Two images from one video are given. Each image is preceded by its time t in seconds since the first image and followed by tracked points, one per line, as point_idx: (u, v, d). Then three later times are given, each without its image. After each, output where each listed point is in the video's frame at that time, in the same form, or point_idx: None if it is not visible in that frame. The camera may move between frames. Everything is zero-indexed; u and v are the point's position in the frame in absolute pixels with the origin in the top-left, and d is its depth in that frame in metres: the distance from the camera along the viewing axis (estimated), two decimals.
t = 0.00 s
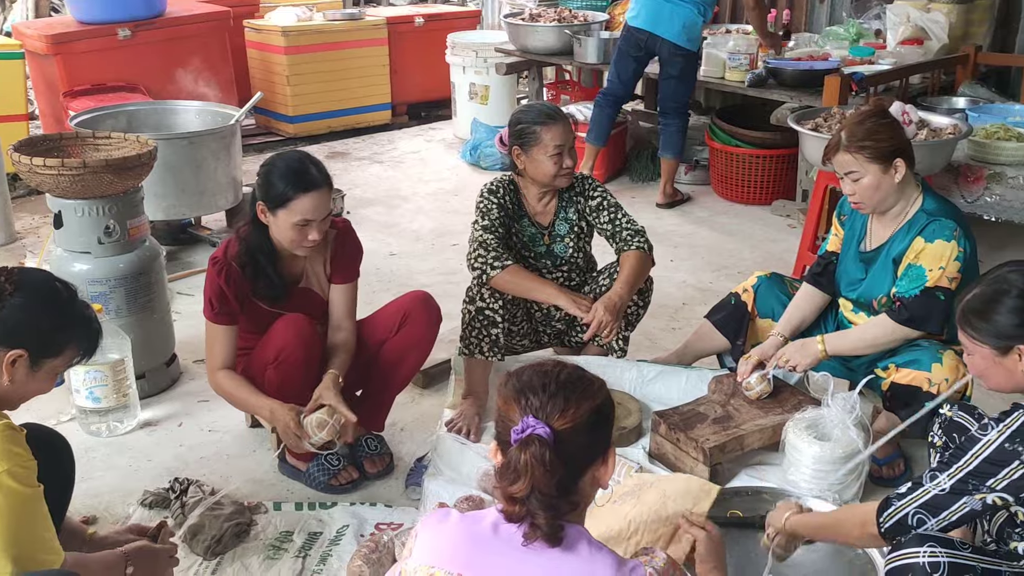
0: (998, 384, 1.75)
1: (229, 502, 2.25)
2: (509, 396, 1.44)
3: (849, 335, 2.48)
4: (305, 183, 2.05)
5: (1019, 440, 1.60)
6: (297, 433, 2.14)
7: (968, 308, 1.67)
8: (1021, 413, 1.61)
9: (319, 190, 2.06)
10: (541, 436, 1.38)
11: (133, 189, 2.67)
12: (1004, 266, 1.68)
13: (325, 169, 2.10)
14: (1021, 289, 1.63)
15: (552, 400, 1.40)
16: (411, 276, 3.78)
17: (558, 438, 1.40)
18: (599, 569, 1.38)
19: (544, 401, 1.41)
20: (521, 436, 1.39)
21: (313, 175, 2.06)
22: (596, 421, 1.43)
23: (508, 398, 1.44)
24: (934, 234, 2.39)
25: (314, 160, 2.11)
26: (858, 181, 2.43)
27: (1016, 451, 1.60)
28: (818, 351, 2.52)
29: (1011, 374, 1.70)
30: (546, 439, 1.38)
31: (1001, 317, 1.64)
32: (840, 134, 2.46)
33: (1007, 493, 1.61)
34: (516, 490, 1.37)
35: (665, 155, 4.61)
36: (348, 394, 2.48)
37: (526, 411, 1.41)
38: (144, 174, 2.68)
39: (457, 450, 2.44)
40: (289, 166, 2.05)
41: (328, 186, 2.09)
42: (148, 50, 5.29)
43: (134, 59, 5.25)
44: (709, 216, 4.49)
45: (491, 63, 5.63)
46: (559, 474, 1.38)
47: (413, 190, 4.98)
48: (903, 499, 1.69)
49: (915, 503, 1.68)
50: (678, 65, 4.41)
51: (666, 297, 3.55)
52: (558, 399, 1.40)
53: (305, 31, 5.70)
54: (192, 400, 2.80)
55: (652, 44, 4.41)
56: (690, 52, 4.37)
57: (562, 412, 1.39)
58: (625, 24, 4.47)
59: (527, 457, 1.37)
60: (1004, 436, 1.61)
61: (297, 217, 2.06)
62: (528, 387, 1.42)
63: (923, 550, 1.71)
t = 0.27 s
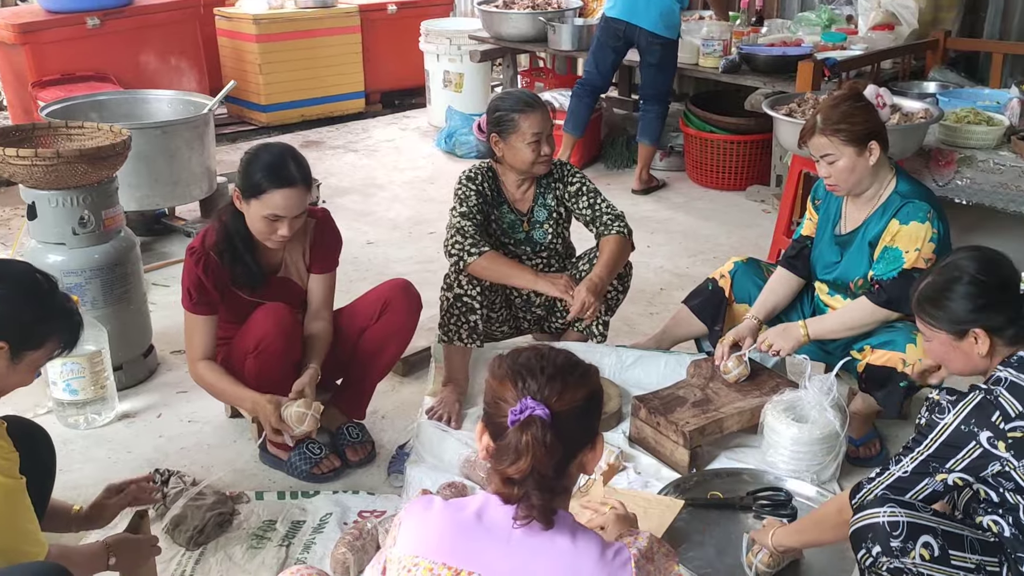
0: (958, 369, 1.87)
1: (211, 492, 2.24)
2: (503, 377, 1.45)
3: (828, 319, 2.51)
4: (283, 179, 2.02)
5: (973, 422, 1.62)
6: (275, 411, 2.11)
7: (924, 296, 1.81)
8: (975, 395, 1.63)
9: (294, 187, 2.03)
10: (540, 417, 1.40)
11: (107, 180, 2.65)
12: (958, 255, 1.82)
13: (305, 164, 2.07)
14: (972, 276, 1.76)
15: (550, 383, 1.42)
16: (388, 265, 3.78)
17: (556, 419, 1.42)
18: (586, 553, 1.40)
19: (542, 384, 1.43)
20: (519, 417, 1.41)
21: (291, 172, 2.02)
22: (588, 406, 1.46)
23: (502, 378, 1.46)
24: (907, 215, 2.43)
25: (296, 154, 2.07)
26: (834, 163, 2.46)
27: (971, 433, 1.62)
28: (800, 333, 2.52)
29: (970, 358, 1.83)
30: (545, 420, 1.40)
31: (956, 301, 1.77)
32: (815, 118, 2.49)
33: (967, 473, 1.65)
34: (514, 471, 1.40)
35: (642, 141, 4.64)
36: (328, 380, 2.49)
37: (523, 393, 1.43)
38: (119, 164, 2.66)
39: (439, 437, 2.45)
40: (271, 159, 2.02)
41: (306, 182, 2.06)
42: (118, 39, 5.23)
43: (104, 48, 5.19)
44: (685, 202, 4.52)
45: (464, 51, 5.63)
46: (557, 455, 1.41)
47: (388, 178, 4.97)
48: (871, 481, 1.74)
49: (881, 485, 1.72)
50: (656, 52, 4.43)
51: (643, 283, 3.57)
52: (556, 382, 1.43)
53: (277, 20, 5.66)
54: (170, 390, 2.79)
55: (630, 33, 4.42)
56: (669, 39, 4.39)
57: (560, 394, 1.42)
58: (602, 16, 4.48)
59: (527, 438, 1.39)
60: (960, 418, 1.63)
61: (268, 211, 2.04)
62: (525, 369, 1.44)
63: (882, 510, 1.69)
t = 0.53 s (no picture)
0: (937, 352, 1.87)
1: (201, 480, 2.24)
2: (497, 362, 1.45)
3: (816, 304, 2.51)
4: (271, 170, 2.00)
5: (976, 397, 1.67)
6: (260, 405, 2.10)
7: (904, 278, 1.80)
8: (975, 370, 1.68)
9: (282, 177, 2.01)
10: (534, 401, 1.39)
11: (91, 167, 2.62)
12: (936, 238, 1.81)
13: (293, 154, 2.05)
14: (952, 257, 1.76)
15: (542, 368, 1.42)
16: (374, 251, 3.77)
17: (548, 404, 1.42)
18: (577, 537, 1.40)
19: (535, 369, 1.42)
20: (512, 402, 1.39)
21: (280, 163, 2.00)
22: (580, 391, 1.47)
23: (495, 363, 1.45)
24: (895, 198, 2.45)
25: (284, 143, 2.05)
26: (822, 146, 2.47)
27: (974, 408, 1.68)
28: (790, 315, 2.52)
29: (951, 340, 1.82)
30: (538, 404, 1.39)
31: (935, 284, 1.76)
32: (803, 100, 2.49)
33: (970, 448, 1.72)
34: (508, 456, 1.39)
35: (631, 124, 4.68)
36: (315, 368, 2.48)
37: (516, 377, 1.42)
38: (102, 152, 2.64)
39: (429, 423, 2.46)
40: (259, 149, 2.00)
41: (294, 172, 2.04)
42: (97, 25, 5.17)
43: (82, 35, 5.13)
44: (670, 186, 4.53)
45: (447, 35, 5.60)
46: (552, 439, 1.41)
47: (373, 164, 4.95)
48: (876, 458, 1.80)
49: (886, 461, 1.79)
50: (645, 39, 4.44)
51: (630, 267, 3.58)
52: (548, 366, 1.43)
53: (258, 5, 5.61)
54: (158, 379, 2.78)
55: (620, 24, 4.42)
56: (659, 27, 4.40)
57: (552, 379, 1.42)
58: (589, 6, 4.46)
59: (522, 421, 1.38)
60: (964, 394, 1.68)
61: (254, 200, 2.02)
62: (518, 353, 1.44)
63: (867, 478, 1.74)
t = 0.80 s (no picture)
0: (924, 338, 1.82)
1: (190, 467, 2.22)
2: (488, 345, 1.40)
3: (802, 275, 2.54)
4: (261, 154, 1.97)
5: (969, 381, 1.69)
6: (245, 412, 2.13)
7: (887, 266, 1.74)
8: (967, 353, 1.71)
9: (271, 162, 1.98)
10: (528, 388, 1.35)
11: (74, 151, 2.59)
12: (918, 225, 1.76)
13: (283, 139, 2.02)
14: (935, 244, 1.70)
15: (535, 351, 1.38)
16: (360, 234, 3.74)
17: (542, 387, 1.37)
18: (570, 524, 1.39)
19: (528, 352, 1.38)
20: (506, 387, 1.35)
21: (269, 147, 1.97)
22: (574, 375, 1.42)
23: (486, 347, 1.40)
24: (884, 176, 2.45)
25: (274, 127, 2.02)
26: (812, 124, 2.47)
27: (967, 392, 1.70)
28: (773, 286, 2.57)
29: (938, 326, 1.77)
30: (533, 389, 1.35)
31: (918, 271, 1.71)
32: (794, 78, 2.49)
33: (964, 433, 1.74)
34: (502, 443, 1.37)
35: (618, 105, 4.67)
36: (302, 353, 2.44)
37: (508, 362, 1.37)
38: (84, 135, 2.60)
39: (419, 407, 2.44)
40: (248, 133, 1.97)
41: (283, 157, 2.01)
42: (74, 6, 5.09)
43: (60, 17, 5.05)
44: (656, 167, 4.52)
45: (431, 16, 5.56)
46: (547, 424, 1.38)
47: (357, 147, 4.91)
48: (870, 444, 1.79)
49: (882, 447, 1.78)
50: (634, 19, 4.44)
51: (617, 248, 3.58)
52: (542, 350, 1.38)
53: None
54: (144, 364, 2.75)
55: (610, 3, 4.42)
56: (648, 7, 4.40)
57: (546, 362, 1.38)
58: None
59: (516, 408, 1.34)
60: (956, 379, 1.71)
61: (243, 184, 1.99)
62: (512, 338, 1.38)
63: (872, 468, 1.75)
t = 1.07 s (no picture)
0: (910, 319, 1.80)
1: (169, 458, 2.18)
2: (467, 334, 1.36)
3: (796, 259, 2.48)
4: (237, 138, 1.92)
5: (952, 360, 1.69)
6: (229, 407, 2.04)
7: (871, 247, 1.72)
8: (951, 333, 1.70)
9: (248, 146, 1.94)
10: (506, 376, 1.31)
11: (43, 134, 2.51)
12: (903, 205, 1.74)
13: (261, 123, 1.97)
14: (920, 224, 1.68)
15: (516, 340, 1.33)
16: (337, 219, 3.69)
17: (522, 377, 1.33)
18: (554, 525, 1.34)
19: (507, 341, 1.33)
20: (483, 377, 1.31)
21: (246, 131, 1.93)
22: (560, 363, 1.38)
23: (465, 337, 1.37)
24: (866, 152, 2.41)
25: (252, 110, 1.98)
26: (790, 102, 2.45)
27: (950, 371, 1.69)
28: (769, 270, 2.50)
29: (923, 306, 1.75)
30: (512, 379, 1.31)
31: (904, 251, 1.69)
32: (771, 56, 2.47)
33: (945, 410, 1.73)
34: (478, 436, 1.33)
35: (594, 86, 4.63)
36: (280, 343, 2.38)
37: (487, 352, 1.34)
38: (53, 118, 2.52)
39: (402, 393, 2.41)
40: (224, 116, 1.92)
41: (261, 141, 1.97)
42: None
43: None
44: (634, 148, 4.49)
45: None
46: (528, 414, 1.34)
47: (330, 130, 4.84)
48: (852, 421, 1.77)
49: (863, 425, 1.76)
50: None
51: (597, 230, 3.54)
52: (523, 339, 1.34)
53: None
54: (119, 354, 2.69)
55: None
56: None
57: (526, 352, 1.33)
58: None
59: (493, 400, 1.30)
60: (939, 357, 1.70)
61: (218, 168, 1.94)
62: (491, 326, 1.34)
63: (867, 448, 1.73)
